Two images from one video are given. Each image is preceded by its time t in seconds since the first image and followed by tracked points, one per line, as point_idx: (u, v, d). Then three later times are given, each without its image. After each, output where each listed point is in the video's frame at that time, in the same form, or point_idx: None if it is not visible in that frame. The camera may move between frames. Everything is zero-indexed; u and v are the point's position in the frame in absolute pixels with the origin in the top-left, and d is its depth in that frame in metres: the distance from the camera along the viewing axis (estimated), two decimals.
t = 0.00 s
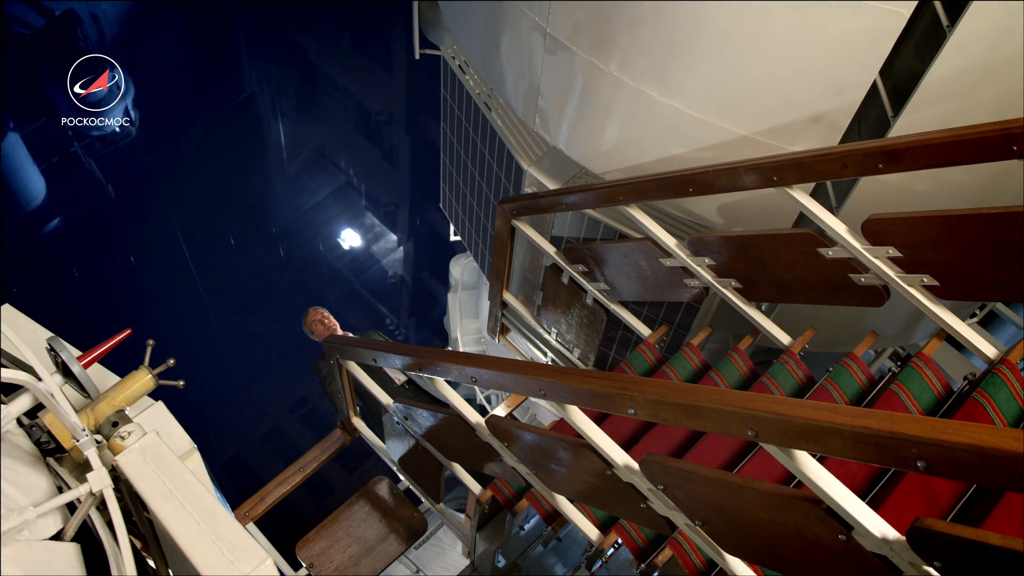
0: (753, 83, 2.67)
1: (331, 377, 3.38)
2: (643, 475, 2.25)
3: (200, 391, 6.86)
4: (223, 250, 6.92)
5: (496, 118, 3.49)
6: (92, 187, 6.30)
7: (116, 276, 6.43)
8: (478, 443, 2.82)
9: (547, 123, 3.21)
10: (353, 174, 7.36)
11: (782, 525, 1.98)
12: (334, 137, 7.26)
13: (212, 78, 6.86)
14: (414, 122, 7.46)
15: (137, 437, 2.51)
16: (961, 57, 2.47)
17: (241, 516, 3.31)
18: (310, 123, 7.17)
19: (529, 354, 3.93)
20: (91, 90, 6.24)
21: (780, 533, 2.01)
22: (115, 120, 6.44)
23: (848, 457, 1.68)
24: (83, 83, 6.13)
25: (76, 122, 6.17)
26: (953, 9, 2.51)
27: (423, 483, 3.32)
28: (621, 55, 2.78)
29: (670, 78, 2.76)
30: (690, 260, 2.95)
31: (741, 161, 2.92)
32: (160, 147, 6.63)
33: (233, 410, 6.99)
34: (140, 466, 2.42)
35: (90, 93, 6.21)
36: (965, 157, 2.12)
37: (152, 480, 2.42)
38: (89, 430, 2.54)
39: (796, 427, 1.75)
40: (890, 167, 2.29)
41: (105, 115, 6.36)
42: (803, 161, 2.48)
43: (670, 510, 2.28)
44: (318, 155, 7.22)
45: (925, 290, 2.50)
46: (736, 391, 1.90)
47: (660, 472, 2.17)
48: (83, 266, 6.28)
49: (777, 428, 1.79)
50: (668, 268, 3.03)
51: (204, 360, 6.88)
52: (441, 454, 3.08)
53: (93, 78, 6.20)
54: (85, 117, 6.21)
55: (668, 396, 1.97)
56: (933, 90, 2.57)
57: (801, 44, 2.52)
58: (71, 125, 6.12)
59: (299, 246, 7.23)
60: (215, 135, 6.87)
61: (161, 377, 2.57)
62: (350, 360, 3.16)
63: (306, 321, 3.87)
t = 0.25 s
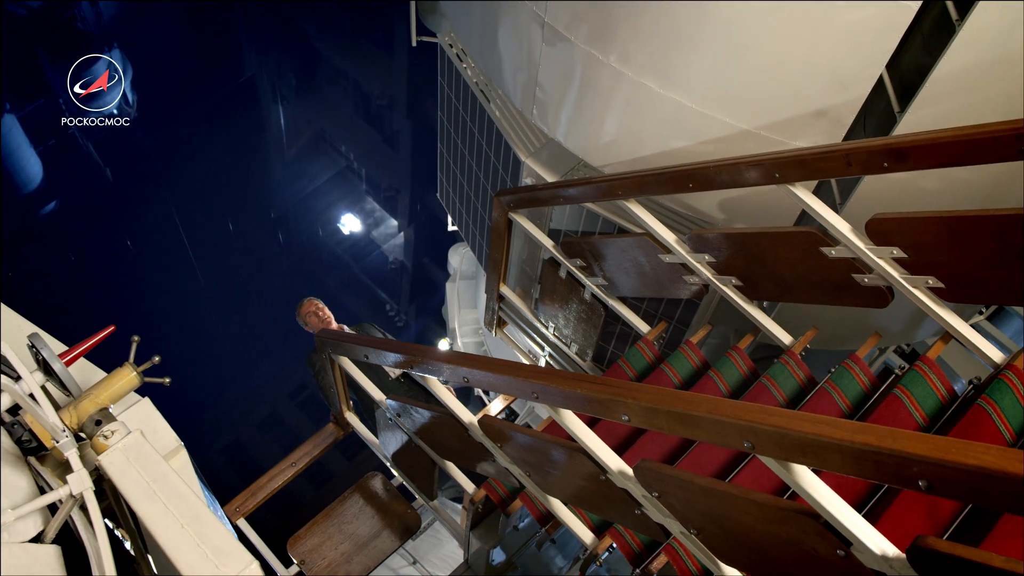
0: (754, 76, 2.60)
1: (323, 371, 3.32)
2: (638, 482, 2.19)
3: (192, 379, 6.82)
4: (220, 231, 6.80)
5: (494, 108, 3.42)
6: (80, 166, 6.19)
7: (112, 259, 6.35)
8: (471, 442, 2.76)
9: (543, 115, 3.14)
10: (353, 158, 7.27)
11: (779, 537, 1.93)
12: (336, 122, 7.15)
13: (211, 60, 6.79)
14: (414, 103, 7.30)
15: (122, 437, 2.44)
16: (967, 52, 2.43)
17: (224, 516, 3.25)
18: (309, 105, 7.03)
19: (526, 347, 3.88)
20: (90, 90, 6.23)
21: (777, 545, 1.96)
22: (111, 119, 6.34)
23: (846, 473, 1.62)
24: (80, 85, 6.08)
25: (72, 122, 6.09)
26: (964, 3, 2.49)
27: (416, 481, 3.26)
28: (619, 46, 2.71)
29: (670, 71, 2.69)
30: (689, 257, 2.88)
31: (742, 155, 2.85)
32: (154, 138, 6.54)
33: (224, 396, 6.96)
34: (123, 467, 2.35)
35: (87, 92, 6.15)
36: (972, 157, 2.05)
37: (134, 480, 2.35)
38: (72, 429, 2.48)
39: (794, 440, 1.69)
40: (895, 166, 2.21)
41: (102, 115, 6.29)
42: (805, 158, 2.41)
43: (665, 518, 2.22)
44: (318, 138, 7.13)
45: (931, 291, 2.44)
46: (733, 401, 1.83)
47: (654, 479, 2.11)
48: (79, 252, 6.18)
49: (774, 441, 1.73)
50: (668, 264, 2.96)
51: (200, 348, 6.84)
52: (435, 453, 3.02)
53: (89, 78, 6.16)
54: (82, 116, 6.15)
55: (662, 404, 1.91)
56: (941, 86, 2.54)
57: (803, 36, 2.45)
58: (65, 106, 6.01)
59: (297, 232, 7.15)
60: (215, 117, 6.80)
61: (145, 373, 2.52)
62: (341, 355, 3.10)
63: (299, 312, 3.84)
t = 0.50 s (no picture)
0: (763, 72, 2.52)
1: (318, 364, 3.25)
2: (633, 489, 2.13)
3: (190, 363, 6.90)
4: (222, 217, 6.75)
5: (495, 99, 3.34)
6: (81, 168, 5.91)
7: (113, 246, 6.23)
8: (465, 442, 2.71)
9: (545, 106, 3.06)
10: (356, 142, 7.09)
11: (776, 551, 1.87)
12: (339, 106, 6.90)
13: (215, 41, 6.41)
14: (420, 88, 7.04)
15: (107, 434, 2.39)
16: (979, 51, 2.41)
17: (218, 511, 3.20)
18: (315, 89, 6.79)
19: (525, 340, 3.82)
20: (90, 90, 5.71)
21: (774, 559, 1.90)
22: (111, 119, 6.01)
23: (847, 492, 1.56)
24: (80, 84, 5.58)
25: (72, 121, 5.77)
26: None
27: (411, 477, 3.21)
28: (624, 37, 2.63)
29: (674, 65, 2.61)
30: (692, 254, 2.81)
31: (746, 152, 2.78)
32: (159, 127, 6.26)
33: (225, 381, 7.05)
34: (108, 466, 2.30)
35: (89, 92, 5.69)
36: (984, 160, 1.96)
37: (120, 479, 2.29)
38: (57, 425, 2.43)
39: (793, 457, 1.62)
40: (904, 167, 2.13)
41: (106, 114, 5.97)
42: (813, 157, 2.33)
43: (660, 526, 2.17)
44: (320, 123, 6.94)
45: (937, 295, 2.37)
46: (731, 413, 1.77)
47: (650, 488, 2.05)
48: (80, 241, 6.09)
49: (772, 456, 1.66)
50: (669, 262, 2.89)
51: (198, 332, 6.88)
52: (430, 450, 2.97)
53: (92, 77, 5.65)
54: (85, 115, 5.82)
55: (659, 413, 1.85)
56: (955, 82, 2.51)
57: (812, 32, 2.37)
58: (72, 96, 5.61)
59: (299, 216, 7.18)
60: (215, 103, 6.55)
61: (133, 370, 2.47)
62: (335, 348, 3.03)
63: (295, 301, 3.69)
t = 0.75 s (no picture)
0: (770, 70, 2.46)
1: (313, 355, 3.21)
2: (628, 496, 2.08)
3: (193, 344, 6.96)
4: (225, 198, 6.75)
5: (499, 90, 3.28)
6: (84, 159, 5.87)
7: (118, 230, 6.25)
8: (460, 440, 2.66)
9: (548, 98, 2.99)
10: (363, 125, 7.02)
11: (772, 566, 1.82)
12: (346, 87, 6.81)
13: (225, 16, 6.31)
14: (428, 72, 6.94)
15: (93, 428, 2.34)
16: (996, 51, 2.34)
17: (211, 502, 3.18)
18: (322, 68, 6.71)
19: (526, 333, 3.78)
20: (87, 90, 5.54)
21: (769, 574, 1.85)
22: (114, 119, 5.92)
23: (846, 513, 1.51)
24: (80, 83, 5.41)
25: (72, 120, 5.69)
26: None
27: (405, 471, 3.18)
28: (629, 31, 2.57)
29: (680, 60, 2.55)
30: (694, 253, 2.75)
31: (752, 149, 2.73)
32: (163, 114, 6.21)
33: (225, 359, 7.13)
34: (93, 460, 2.25)
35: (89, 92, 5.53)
36: (997, 166, 1.90)
37: (105, 473, 2.25)
38: (41, 417, 2.37)
39: (791, 475, 1.57)
40: (914, 171, 2.08)
41: (108, 114, 5.87)
42: (821, 158, 2.27)
43: (654, 534, 2.12)
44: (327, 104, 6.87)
45: (945, 302, 2.31)
46: (730, 425, 1.71)
47: (644, 496, 2.00)
48: (83, 225, 6.09)
49: (770, 472, 1.61)
50: (672, 259, 2.84)
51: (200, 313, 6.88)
52: (424, 446, 2.93)
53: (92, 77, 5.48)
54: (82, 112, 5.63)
55: (654, 423, 1.79)
56: (967, 83, 2.42)
57: (823, 29, 2.31)
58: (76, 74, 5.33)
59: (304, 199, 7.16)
60: (223, 81, 6.49)
61: (121, 362, 2.42)
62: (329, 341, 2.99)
63: (294, 288, 3.67)
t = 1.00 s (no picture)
0: (780, 68, 2.40)
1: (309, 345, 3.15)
2: (623, 504, 2.03)
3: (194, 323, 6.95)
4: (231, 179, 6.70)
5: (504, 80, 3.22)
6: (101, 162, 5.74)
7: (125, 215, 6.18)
8: (455, 438, 2.61)
9: (554, 89, 2.93)
10: (371, 107, 6.97)
11: None
12: (355, 69, 6.69)
13: None
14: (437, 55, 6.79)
15: (80, 419, 2.29)
16: (1014, 53, 2.27)
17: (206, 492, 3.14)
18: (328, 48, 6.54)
19: (526, 326, 3.73)
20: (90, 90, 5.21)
21: None
22: (112, 119, 5.59)
23: (846, 536, 1.46)
24: (81, 83, 5.09)
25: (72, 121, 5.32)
26: None
27: (400, 465, 3.14)
28: (638, 23, 2.50)
29: (690, 55, 2.48)
30: (699, 252, 2.70)
31: (759, 148, 2.67)
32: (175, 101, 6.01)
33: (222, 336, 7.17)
34: (78, 452, 2.20)
35: (89, 93, 5.20)
36: (1012, 175, 1.84)
37: (91, 465, 2.20)
38: (28, 406, 2.33)
39: (791, 494, 1.51)
40: (926, 177, 2.01)
41: (107, 114, 5.57)
42: (831, 160, 2.21)
43: (649, 542, 2.07)
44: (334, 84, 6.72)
45: (955, 311, 2.25)
46: (728, 438, 1.66)
47: (639, 505, 1.95)
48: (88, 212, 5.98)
49: (768, 490, 1.56)
50: (676, 257, 2.78)
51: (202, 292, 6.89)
52: (419, 441, 2.89)
53: (94, 76, 5.15)
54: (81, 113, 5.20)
55: (650, 433, 1.73)
56: (983, 86, 2.36)
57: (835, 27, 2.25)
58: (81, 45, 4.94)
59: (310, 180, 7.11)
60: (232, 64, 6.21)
61: (110, 351, 2.40)
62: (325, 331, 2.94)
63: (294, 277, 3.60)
